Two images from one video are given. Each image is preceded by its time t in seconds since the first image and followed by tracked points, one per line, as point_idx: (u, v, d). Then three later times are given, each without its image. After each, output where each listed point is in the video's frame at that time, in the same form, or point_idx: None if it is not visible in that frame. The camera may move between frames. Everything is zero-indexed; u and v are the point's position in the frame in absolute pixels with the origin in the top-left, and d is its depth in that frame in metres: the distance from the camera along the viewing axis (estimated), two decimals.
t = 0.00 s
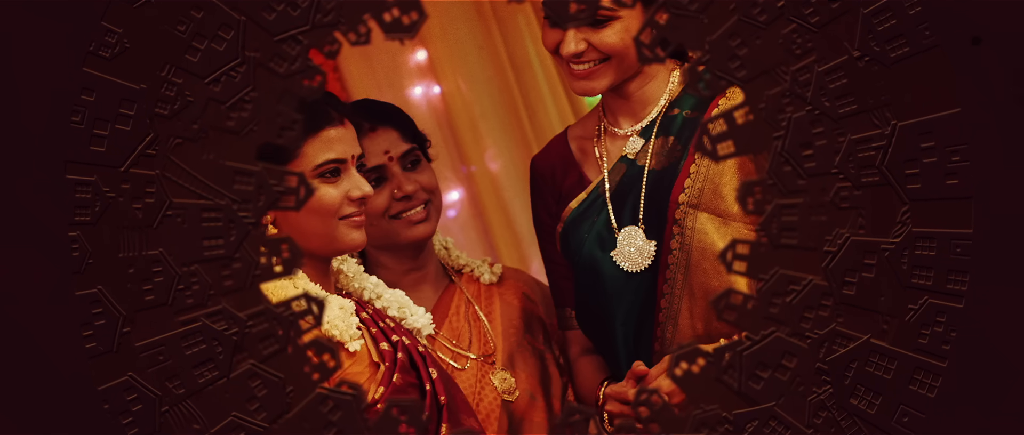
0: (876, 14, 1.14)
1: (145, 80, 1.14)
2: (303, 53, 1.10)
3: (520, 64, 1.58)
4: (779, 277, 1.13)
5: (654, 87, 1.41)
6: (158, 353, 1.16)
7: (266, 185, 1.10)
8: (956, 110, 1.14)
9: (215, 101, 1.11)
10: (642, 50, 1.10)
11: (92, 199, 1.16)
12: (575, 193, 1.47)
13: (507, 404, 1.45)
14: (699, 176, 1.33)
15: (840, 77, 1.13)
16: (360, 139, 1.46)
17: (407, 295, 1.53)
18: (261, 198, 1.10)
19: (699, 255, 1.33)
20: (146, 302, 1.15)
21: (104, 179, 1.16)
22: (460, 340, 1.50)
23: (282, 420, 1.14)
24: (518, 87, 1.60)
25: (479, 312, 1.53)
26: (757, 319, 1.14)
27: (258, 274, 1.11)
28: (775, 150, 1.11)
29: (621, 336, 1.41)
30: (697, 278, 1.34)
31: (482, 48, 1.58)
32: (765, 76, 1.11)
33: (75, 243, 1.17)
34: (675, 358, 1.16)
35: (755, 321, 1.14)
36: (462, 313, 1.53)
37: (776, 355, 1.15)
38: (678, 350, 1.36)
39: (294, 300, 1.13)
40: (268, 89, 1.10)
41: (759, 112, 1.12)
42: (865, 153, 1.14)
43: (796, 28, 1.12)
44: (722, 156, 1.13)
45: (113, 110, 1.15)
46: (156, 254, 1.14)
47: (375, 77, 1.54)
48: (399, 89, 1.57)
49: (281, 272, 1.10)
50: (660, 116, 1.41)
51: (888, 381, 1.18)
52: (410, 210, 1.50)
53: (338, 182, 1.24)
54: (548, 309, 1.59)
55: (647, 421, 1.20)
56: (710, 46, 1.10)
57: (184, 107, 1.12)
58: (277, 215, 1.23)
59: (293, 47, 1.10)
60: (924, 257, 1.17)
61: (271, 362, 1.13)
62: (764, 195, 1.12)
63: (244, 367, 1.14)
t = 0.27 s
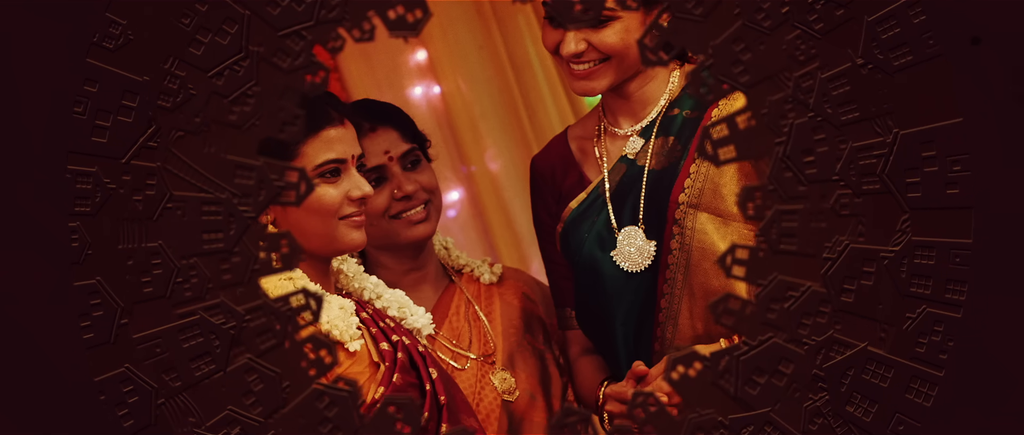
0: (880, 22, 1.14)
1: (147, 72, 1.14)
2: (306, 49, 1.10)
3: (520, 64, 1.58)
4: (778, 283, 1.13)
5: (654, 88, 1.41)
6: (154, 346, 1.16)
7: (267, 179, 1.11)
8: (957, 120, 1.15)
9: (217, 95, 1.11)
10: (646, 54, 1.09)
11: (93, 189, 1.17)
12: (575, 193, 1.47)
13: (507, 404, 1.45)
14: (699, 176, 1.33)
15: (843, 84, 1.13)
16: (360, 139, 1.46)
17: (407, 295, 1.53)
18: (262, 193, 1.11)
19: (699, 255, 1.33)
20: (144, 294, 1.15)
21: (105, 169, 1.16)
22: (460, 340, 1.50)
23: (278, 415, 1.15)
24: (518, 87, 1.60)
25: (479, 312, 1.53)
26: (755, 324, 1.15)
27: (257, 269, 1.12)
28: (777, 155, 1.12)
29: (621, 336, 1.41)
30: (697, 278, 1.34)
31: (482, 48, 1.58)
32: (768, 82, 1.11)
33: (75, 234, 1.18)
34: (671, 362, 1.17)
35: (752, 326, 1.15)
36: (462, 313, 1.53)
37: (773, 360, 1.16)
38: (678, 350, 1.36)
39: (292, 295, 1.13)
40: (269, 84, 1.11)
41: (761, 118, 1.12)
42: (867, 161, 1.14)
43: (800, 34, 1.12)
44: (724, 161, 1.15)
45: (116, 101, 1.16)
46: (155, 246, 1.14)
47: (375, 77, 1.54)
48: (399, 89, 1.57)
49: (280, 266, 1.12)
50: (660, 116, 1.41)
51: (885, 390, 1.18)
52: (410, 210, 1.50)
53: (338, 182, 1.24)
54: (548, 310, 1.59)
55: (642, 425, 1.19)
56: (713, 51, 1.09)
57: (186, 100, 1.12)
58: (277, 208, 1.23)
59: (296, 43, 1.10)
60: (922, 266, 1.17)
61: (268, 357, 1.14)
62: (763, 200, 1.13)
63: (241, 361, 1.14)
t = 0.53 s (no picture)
0: (885, 32, 1.15)
1: (151, 63, 1.14)
2: (311, 43, 1.11)
3: (520, 64, 1.59)
4: (775, 289, 1.15)
5: (654, 88, 1.41)
6: (152, 337, 1.17)
7: (268, 173, 1.13)
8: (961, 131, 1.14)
9: (221, 87, 1.12)
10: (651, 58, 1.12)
11: (93, 179, 1.17)
12: (575, 193, 1.47)
13: (507, 404, 1.45)
14: (699, 176, 1.33)
15: (846, 92, 1.14)
16: (360, 139, 1.46)
17: (407, 295, 1.53)
18: (263, 187, 1.13)
19: (699, 255, 1.33)
20: (143, 285, 1.16)
21: (106, 159, 1.16)
22: (460, 340, 1.50)
23: (273, 408, 1.15)
24: (518, 87, 1.60)
25: (479, 312, 1.53)
26: (752, 329, 1.15)
27: (257, 262, 1.13)
28: (778, 162, 1.14)
29: (621, 336, 1.41)
30: (697, 278, 1.34)
31: (482, 48, 1.58)
32: (772, 88, 1.13)
33: (75, 223, 1.18)
34: (668, 366, 1.20)
35: (750, 332, 1.15)
36: (462, 313, 1.53)
37: (768, 367, 1.16)
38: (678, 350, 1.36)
39: (290, 290, 1.14)
40: (272, 78, 1.11)
41: (763, 124, 1.14)
42: (868, 170, 1.15)
43: (805, 41, 1.13)
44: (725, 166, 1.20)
45: (119, 91, 1.16)
46: (155, 237, 1.14)
47: (375, 77, 1.54)
48: (399, 89, 1.56)
49: (279, 260, 1.14)
50: (660, 116, 1.41)
51: (880, 400, 1.18)
52: (410, 210, 1.50)
53: (338, 182, 1.24)
54: (548, 309, 1.59)
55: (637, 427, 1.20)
56: (718, 55, 1.11)
57: (189, 92, 1.13)
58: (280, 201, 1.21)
59: (301, 37, 1.11)
60: (920, 276, 1.17)
61: (264, 351, 1.15)
62: (764, 207, 1.15)
63: (237, 354, 1.15)
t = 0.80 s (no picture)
0: (890, 41, 1.15)
1: (155, 54, 1.14)
2: (315, 38, 1.11)
3: (520, 64, 1.58)
4: (773, 297, 1.14)
5: (654, 87, 1.41)
6: (149, 328, 1.17)
7: (269, 168, 1.11)
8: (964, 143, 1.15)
9: (224, 80, 1.12)
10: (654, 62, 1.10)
11: (94, 168, 1.17)
12: (575, 193, 1.47)
13: (507, 404, 1.45)
14: (699, 176, 1.33)
15: (849, 101, 1.14)
16: (360, 139, 1.46)
17: (407, 295, 1.53)
18: (264, 181, 1.11)
19: (699, 255, 1.33)
20: (141, 276, 1.16)
21: (108, 149, 1.17)
22: (460, 340, 1.50)
23: (268, 402, 1.15)
24: (518, 87, 1.60)
25: (479, 312, 1.53)
26: (748, 334, 1.15)
27: (256, 255, 1.12)
28: (780, 169, 1.13)
29: (620, 336, 1.41)
30: (697, 278, 1.34)
31: (482, 48, 1.58)
32: (775, 95, 1.13)
33: (75, 212, 1.18)
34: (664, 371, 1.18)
35: (746, 338, 1.15)
36: (462, 313, 1.53)
37: (765, 373, 1.16)
38: (678, 350, 1.36)
39: (289, 284, 1.13)
40: (278, 72, 1.11)
41: (766, 130, 1.13)
42: (868, 179, 1.15)
43: (809, 49, 1.13)
44: (726, 172, 1.16)
45: (123, 82, 1.16)
46: (155, 229, 1.15)
47: (375, 77, 1.54)
48: (399, 89, 1.57)
49: (278, 255, 1.11)
50: (660, 116, 1.41)
51: (876, 409, 1.18)
52: (410, 210, 1.50)
53: (338, 182, 1.24)
54: (548, 309, 1.59)
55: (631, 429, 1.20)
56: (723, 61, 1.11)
57: (192, 84, 1.13)
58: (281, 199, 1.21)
59: (306, 32, 1.11)
60: (920, 286, 1.17)
61: (261, 345, 1.14)
62: (764, 213, 1.14)
63: (234, 347, 1.15)
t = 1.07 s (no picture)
0: (894, 49, 1.15)
1: (159, 46, 1.14)
2: (319, 34, 1.11)
3: (520, 64, 1.59)
4: (772, 303, 1.15)
5: (654, 88, 1.41)
6: (146, 320, 1.17)
7: (271, 162, 1.13)
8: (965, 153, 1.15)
9: (228, 73, 1.12)
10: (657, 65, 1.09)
11: (96, 159, 1.17)
12: (575, 193, 1.47)
13: (507, 404, 1.45)
14: (699, 177, 1.33)
15: (851, 108, 1.14)
16: (360, 139, 1.46)
17: (407, 295, 1.53)
18: (265, 175, 1.13)
19: (699, 255, 1.33)
20: (139, 268, 1.16)
21: (109, 140, 1.17)
22: (460, 340, 1.50)
23: (264, 397, 1.15)
24: (518, 87, 1.60)
25: (479, 312, 1.53)
26: (746, 340, 1.16)
27: (255, 250, 1.14)
28: (781, 175, 1.14)
29: (621, 336, 1.41)
30: (697, 278, 1.34)
31: (482, 48, 1.58)
32: (778, 100, 1.13)
33: (76, 202, 1.18)
34: (661, 374, 1.20)
35: (744, 343, 1.16)
36: (462, 313, 1.53)
37: (762, 379, 1.17)
38: (678, 350, 1.36)
39: (288, 279, 1.14)
40: (282, 68, 1.11)
41: (767, 136, 1.13)
42: (869, 186, 1.15)
43: (813, 55, 1.13)
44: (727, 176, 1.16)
45: (126, 73, 1.16)
46: (155, 221, 1.15)
47: (375, 77, 1.54)
48: (399, 89, 1.56)
49: (278, 249, 1.15)
50: (660, 116, 1.41)
51: (872, 417, 1.19)
52: (410, 210, 1.51)
53: (338, 182, 1.24)
54: (548, 309, 1.59)
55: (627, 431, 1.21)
56: (727, 65, 1.12)
57: (195, 77, 1.13)
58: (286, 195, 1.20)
59: (310, 27, 1.11)
60: (918, 296, 1.17)
61: (258, 339, 1.14)
62: (764, 218, 1.15)
63: (231, 341, 1.15)
